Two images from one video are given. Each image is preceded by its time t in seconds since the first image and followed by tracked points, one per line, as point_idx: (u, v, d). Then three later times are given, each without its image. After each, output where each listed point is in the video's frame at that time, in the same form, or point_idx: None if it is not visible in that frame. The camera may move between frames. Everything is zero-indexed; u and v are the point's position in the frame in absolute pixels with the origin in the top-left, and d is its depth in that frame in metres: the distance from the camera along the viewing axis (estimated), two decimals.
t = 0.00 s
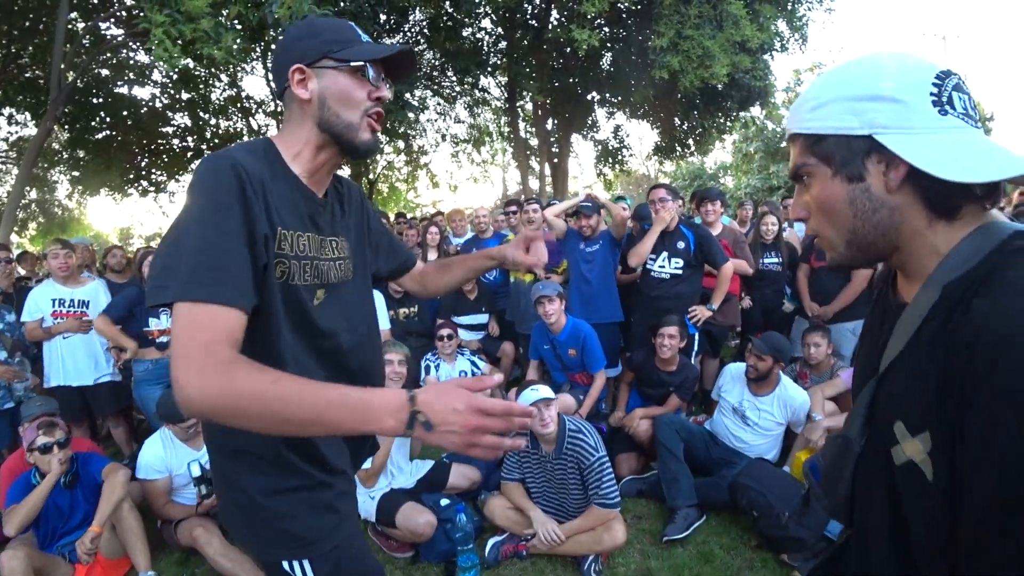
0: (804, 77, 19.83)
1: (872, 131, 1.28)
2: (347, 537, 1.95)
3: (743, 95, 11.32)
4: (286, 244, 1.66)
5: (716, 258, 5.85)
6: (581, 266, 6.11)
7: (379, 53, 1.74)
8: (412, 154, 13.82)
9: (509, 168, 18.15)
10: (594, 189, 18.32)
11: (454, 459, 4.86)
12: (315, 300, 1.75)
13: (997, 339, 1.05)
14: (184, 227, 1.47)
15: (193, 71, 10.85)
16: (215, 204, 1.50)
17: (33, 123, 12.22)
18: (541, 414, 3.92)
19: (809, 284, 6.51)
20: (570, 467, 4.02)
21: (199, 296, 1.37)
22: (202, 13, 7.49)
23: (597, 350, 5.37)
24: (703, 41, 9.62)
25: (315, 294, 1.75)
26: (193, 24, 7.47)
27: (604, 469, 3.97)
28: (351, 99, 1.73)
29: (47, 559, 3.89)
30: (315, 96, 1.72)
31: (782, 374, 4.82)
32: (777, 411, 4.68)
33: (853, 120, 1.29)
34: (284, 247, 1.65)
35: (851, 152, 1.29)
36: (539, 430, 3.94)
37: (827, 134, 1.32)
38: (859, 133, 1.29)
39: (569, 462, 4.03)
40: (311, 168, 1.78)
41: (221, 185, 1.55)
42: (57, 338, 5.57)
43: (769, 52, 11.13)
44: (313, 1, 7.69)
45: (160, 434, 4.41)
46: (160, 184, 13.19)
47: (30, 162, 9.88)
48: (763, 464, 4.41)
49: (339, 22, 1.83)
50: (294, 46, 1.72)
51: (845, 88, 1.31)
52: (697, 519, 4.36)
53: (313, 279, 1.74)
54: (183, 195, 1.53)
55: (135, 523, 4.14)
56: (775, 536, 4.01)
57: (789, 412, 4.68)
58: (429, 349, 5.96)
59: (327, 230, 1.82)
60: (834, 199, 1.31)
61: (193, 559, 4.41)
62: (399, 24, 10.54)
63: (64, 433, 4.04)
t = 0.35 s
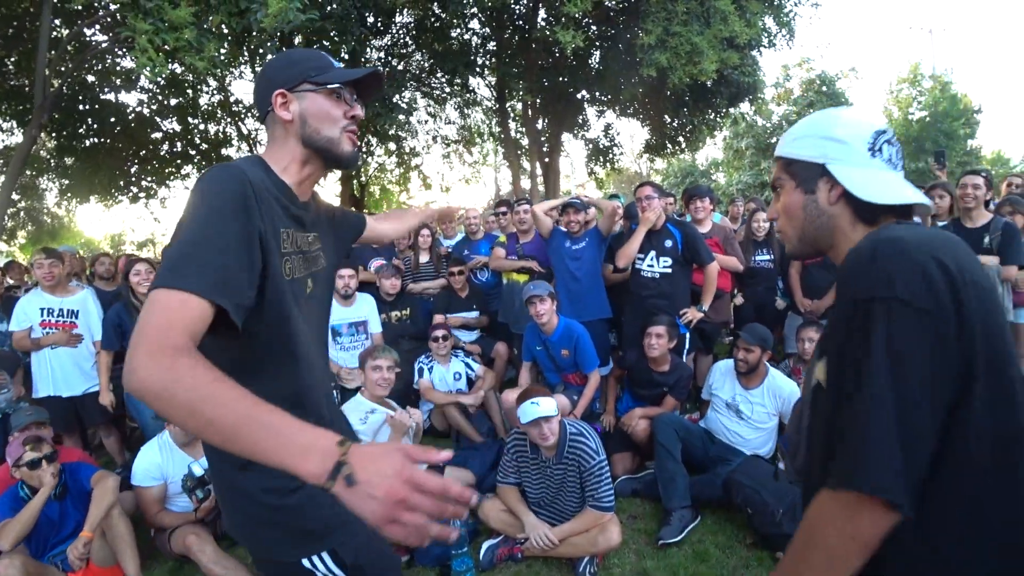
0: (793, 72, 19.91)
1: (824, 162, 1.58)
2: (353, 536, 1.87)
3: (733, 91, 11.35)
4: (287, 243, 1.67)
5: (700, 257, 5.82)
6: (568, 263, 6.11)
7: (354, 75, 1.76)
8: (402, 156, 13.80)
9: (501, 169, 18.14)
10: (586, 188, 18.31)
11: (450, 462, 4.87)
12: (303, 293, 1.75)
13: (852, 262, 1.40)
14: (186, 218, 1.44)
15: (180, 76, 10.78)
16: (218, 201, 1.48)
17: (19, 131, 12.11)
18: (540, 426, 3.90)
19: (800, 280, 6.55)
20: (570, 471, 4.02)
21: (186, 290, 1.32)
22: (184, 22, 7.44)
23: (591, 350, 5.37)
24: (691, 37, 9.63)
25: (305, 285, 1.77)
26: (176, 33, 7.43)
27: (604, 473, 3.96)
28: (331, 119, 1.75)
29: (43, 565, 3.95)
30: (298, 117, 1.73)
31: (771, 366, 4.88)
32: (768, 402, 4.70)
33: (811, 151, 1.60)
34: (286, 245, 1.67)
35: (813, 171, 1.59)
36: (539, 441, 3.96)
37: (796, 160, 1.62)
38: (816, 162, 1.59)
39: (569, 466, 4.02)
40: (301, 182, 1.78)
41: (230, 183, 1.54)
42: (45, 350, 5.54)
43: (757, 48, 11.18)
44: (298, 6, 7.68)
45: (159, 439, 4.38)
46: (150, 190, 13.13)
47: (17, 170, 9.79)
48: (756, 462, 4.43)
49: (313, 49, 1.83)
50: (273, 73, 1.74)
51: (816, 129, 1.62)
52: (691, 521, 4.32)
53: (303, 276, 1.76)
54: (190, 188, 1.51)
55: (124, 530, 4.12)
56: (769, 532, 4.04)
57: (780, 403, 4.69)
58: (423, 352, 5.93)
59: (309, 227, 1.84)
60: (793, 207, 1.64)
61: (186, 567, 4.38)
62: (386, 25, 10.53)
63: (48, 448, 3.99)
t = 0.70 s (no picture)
0: (803, 70, 19.77)
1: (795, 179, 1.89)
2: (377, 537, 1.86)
3: (742, 89, 11.29)
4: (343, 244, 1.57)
5: (708, 256, 5.77)
6: (573, 259, 6.10)
7: (422, 64, 1.71)
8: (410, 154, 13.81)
9: (508, 167, 18.11)
10: (594, 187, 18.26)
11: (453, 460, 4.87)
12: (357, 297, 1.65)
13: (793, 258, 1.81)
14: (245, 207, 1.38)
15: (190, 74, 10.84)
16: (282, 191, 1.43)
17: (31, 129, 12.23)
18: (544, 434, 3.90)
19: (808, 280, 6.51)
20: (575, 471, 4.01)
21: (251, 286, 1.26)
22: (195, 16, 7.48)
23: (596, 349, 5.36)
24: (699, 34, 9.59)
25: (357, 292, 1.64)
26: (187, 28, 7.47)
27: (608, 474, 3.96)
28: (399, 110, 1.70)
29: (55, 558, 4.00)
30: (365, 107, 1.67)
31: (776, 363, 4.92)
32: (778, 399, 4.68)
33: (786, 169, 1.90)
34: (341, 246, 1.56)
35: (786, 186, 1.91)
36: (543, 447, 3.96)
37: (773, 176, 1.94)
38: (788, 179, 1.90)
39: (574, 467, 4.01)
40: (356, 175, 1.71)
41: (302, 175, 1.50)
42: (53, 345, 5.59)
43: (767, 45, 11.11)
44: (305, 4, 7.69)
45: (171, 435, 4.40)
46: (160, 187, 13.22)
47: (29, 167, 9.88)
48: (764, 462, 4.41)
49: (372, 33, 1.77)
50: (336, 58, 1.66)
51: (790, 151, 1.92)
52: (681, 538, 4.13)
53: (358, 279, 1.65)
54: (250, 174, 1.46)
55: (131, 523, 4.15)
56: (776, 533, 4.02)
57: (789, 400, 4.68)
58: (428, 349, 5.94)
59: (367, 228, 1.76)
60: (770, 215, 1.95)
61: (192, 561, 4.42)
62: (394, 23, 10.54)
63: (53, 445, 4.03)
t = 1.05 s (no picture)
0: (830, 70, 19.44)
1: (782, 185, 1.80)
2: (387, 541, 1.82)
3: (766, 89, 11.16)
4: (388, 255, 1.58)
5: (728, 259, 5.72)
6: (592, 258, 6.07)
7: (492, 79, 1.63)
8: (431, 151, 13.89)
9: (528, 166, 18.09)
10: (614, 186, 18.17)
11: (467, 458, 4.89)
12: (399, 306, 1.64)
13: (771, 259, 1.73)
14: (283, 221, 1.45)
15: (216, 72, 11.04)
16: (320, 200, 1.44)
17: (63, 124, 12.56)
18: (558, 435, 3.88)
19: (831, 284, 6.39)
20: (588, 472, 3.99)
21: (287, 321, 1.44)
22: (222, 12, 7.60)
23: (613, 350, 5.34)
24: (722, 33, 9.48)
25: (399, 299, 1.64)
26: (215, 24, 7.59)
27: (622, 475, 3.93)
28: (460, 124, 1.64)
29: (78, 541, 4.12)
30: (426, 119, 1.62)
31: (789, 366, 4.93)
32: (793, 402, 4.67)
33: (772, 175, 1.81)
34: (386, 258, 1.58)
35: (773, 192, 1.81)
36: (556, 444, 3.94)
37: (759, 181, 1.85)
38: (775, 184, 1.81)
39: (587, 467, 3.99)
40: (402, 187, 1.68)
41: (334, 202, 1.45)
42: (82, 335, 5.73)
43: (793, 44, 10.95)
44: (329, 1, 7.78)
45: (189, 425, 4.48)
46: (185, 182, 13.49)
47: (61, 162, 10.13)
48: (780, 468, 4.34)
49: (446, 33, 1.69)
50: (402, 64, 1.60)
51: (774, 155, 1.83)
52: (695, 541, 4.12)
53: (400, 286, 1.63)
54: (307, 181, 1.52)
55: (150, 510, 4.25)
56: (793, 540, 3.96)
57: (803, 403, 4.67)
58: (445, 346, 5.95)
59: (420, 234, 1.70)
60: (756, 221, 1.86)
61: (209, 548, 4.50)
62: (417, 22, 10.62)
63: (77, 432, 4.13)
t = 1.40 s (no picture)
0: (852, 70, 19.15)
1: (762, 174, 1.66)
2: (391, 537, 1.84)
3: (786, 89, 11.04)
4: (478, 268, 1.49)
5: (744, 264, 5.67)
6: (608, 259, 6.05)
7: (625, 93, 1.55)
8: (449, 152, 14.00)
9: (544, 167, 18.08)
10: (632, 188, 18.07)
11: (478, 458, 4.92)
12: (479, 325, 1.55)
13: (770, 286, 1.54)
14: (368, 221, 1.33)
15: (237, 73, 11.22)
16: (410, 207, 1.32)
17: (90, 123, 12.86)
18: (570, 427, 3.86)
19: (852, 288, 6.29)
20: (598, 474, 3.98)
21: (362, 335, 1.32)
22: (242, 17, 7.71)
23: (627, 352, 5.31)
24: (741, 33, 9.37)
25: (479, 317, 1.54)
26: (234, 28, 7.70)
27: (632, 478, 3.91)
28: (585, 134, 1.54)
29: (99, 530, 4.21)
30: (552, 124, 1.52)
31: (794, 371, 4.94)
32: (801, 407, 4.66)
33: (752, 163, 1.67)
34: (476, 272, 1.49)
35: (750, 181, 1.68)
36: (567, 441, 3.91)
37: (737, 169, 1.71)
38: (755, 173, 1.67)
39: (598, 469, 3.98)
40: (507, 189, 1.58)
41: (434, 203, 1.34)
42: (105, 330, 5.85)
43: (814, 44, 10.81)
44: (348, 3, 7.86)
45: (204, 419, 4.57)
46: (207, 181, 13.74)
47: (86, 159, 10.36)
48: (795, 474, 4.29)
49: (583, 32, 1.58)
50: (538, 59, 1.49)
51: (757, 142, 1.69)
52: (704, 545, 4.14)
53: (482, 302, 1.54)
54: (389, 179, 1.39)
55: (168, 503, 4.32)
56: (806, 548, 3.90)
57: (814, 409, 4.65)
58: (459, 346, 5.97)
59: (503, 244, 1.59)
60: (731, 214, 1.73)
61: (223, 541, 4.57)
62: (435, 22, 10.71)
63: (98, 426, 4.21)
